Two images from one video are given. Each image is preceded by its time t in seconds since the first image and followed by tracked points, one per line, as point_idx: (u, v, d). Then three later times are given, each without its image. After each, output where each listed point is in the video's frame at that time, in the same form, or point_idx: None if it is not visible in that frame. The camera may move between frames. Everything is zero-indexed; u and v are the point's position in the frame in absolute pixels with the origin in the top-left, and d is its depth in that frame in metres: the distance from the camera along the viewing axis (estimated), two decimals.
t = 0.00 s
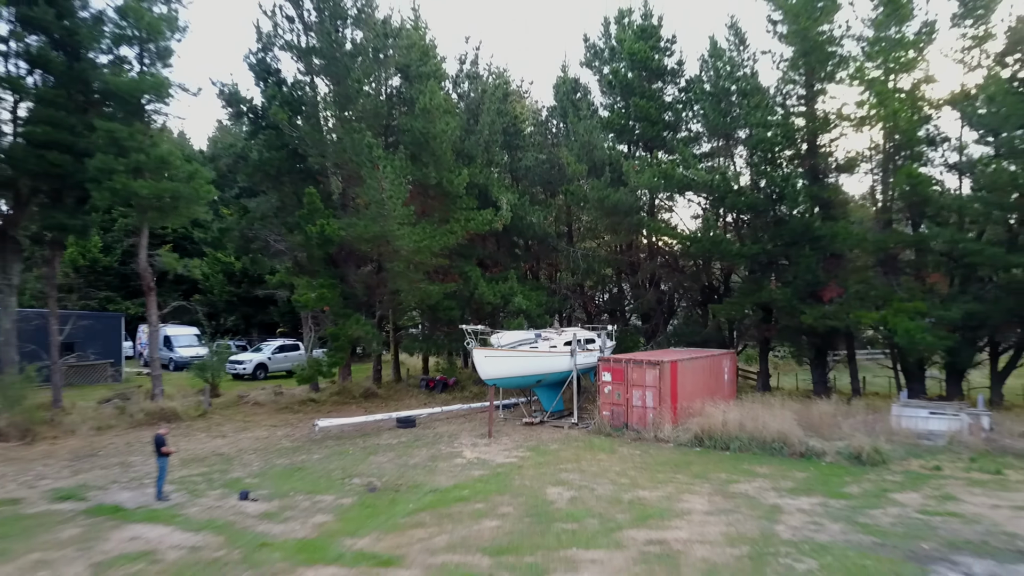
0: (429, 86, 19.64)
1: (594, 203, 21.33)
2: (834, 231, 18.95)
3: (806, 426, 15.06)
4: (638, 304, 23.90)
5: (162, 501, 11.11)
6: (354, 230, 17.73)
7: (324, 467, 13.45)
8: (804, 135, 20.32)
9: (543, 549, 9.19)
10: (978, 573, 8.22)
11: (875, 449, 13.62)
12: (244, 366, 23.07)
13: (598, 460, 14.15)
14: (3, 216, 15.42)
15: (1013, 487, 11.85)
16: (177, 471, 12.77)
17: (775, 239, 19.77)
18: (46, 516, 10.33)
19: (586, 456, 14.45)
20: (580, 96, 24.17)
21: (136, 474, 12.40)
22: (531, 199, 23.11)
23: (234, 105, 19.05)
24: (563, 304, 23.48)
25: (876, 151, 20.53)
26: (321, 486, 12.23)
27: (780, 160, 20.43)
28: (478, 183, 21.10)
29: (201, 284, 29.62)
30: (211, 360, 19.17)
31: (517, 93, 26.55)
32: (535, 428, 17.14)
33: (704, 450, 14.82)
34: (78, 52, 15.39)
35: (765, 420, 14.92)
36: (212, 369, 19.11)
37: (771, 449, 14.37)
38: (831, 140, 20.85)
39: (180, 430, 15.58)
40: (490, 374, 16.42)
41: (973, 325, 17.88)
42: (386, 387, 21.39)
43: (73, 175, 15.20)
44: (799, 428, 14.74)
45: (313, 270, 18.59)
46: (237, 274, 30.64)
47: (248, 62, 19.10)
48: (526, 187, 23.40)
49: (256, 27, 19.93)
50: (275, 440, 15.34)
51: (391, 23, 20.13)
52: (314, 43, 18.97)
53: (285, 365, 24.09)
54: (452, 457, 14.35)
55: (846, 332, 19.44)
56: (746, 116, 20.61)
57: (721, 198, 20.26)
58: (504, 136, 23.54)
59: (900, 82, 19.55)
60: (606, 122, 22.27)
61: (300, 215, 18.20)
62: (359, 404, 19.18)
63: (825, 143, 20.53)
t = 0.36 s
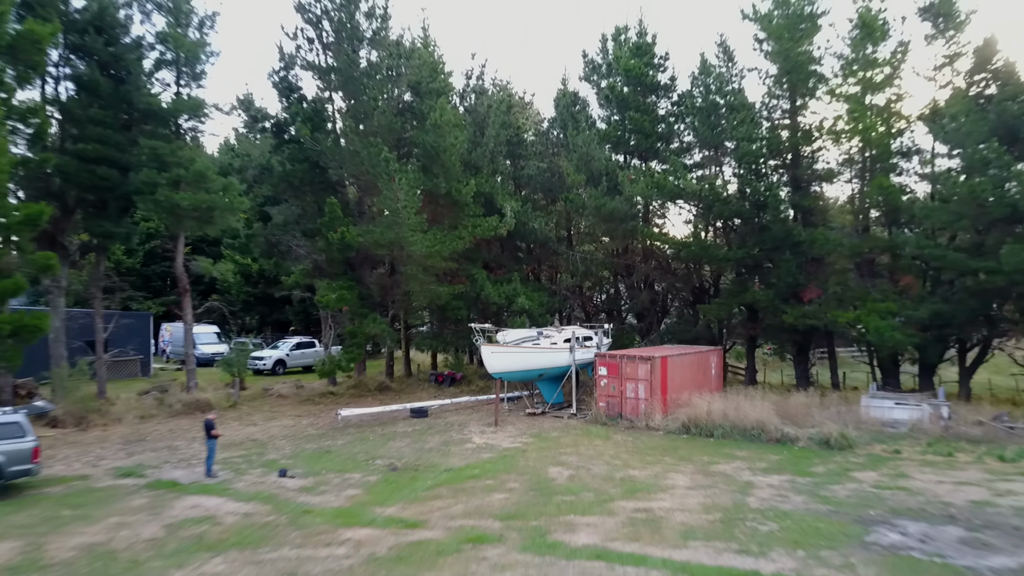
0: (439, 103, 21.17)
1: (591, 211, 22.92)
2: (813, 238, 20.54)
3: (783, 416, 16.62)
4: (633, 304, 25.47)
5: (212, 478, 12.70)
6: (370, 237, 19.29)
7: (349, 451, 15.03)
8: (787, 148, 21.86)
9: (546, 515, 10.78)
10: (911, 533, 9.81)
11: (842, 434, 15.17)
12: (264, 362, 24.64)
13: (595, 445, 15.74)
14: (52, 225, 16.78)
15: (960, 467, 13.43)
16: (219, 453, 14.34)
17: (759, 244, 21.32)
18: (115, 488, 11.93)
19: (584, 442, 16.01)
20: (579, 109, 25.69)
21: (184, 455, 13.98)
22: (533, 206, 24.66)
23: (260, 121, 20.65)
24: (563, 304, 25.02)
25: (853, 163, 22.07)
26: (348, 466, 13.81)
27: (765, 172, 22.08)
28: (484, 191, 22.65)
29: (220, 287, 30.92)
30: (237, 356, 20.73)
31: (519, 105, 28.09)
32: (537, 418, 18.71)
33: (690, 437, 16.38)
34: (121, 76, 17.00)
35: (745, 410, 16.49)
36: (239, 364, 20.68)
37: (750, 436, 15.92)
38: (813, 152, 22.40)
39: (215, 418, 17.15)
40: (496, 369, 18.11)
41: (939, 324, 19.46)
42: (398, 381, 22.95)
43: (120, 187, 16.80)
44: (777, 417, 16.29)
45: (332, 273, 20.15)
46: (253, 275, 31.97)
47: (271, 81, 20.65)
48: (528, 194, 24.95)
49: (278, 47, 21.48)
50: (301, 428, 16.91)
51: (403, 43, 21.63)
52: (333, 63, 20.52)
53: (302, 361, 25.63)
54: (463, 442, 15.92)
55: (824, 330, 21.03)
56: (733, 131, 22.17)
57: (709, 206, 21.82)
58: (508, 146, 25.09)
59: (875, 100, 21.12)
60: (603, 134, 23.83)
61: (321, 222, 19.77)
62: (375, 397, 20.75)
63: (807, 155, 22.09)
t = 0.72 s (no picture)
0: (449, 120, 22.98)
1: (589, 219, 24.75)
2: (792, 245, 22.36)
3: (762, 408, 18.43)
4: (629, 305, 27.30)
5: (257, 458, 14.55)
6: (388, 244, 21.13)
7: (373, 437, 16.87)
8: (771, 161, 23.71)
9: (549, 488, 12.62)
10: (857, 501, 11.64)
11: (813, 423, 16.99)
12: (285, 359, 26.45)
13: (592, 432, 17.58)
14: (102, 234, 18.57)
15: (913, 450, 15.26)
16: (259, 438, 16.17)
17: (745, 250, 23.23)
18: (175, 466, 13.77)
19: (583, 430, 17.84)
20: (579, 123, 27.52)
21: (229, 440, 15.81)
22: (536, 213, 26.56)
23: (286, 138, 22.52)
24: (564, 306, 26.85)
25: (831, 176, 23.91)
26: (374, 449, 15.64)
27: (750, 184, 23.91)
28: (491, 201, 24.53)
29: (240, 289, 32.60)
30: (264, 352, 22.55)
31: (523, 117, 29.89)
32: (540, 409, 20.54)
33: (678, 426, 18.21)
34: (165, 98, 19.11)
35: (727, 401, 18.32)
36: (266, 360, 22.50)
37: (731, 425, 17.74)
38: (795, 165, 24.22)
39: (249, 408, 18.97)
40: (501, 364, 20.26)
41: (908, 324, 21.29)
42: (411, 376, 24.78)
43: (164, 200, 18.61)
44: (756, 408, 18.12)
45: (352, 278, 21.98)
46: (272, 277, 33.65)
47: (296, 100, 22.48)
48: (531, 202, 26.81)
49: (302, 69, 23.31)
50: (327, 417, 18.73)
51: (415, 63, 23.40)
52: (353, 84, 22.36)
53: (320, 358, 27.43)
54: (474, 430, 17.75)
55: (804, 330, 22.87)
56: (721, 145, 24.00)
57: (698, 216, 23.70)
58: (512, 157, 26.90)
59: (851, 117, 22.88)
60: (601, 147, 25.67)
61: (343, 231, 21.62)
62: (391, 390, 22.58)
63: (789, 168, 23.91)
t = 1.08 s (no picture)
0: (459, 135, 24.80)
1: (589, 227, 26.60)
2: (776, 252, 24.20)
3: (746, 401, 20.28)
4: (625, 306, 29.15)
5: (293, 443, 16.42)
6: (404, 251, 23.01)
7: (393, 426, 18.73)
8: (757, 173, 25.56)
9: (553, 468, 14.50)
10: (819, 478, 13.52)
11: (790, 414, 18.85)
12: (304, 356, 28.31)
13: (591, 423, 19.46)
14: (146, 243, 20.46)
15: (876, 436, 17.14)
16: (292, 427, 18.03)
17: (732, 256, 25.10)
18: (224, 450, 15.65)
19: (583, 421, 19.71)
20: (579, 135, 29.34)
21: (266, 429, 17.68)
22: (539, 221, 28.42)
23: (309, 153, 24.39)
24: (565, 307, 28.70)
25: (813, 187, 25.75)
26: (396, 436, 17.52)
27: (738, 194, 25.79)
28: (497, 210, 26.38)
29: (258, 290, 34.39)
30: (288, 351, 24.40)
31: (526, 129, 31.71)
32: (543, 402, 22.40)
33: (669, 417, 20.09)
34: (203, 119, 21.03)
35: (713, 395, 20.18)
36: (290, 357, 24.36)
37: (716, 416, 19.61)
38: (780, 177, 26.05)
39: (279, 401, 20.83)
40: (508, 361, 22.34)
41: (882, 324, 23.14)
42: (423, 373, 26.64)
43: (201, 212, 20.44)
44: (739, 401, 19.98)
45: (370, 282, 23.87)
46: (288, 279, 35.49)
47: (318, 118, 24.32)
48: (534, 210, 28.67)
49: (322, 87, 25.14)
50: (350, 409, 20.60)
51: (427, 82, 25.11)
52: (371, 103, 24.20)
53: (337, 355, 29.28)
54: (484, 420, 19.62)
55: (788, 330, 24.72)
56: (710, 159, 25.84)
57: (689, 224, 25.55)
58: (517, 168, 28.72)
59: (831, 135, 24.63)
60: (599, 159, 27.52)
61: (363, 239, 23.50)
62: (405, 385, 24.44)
63: (775, 179, 25.70)
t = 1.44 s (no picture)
0: (468, 148, 26.50)
1: (589, 234, 28.30)
2: (764, 257, 25.91)
3: (734, 396, 21.96)
4: (624, 307, 30.86)
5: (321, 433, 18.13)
6: (417, 256, 24.71)
7: (410, 418, 20.43)
8: (747, 183, 27.25)
9: (557, 454, 16.20)
10: (794, 462, 15.23)
11: (774, 407, 20.54)
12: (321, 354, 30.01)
13: (591, 415, 21.20)
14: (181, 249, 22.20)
15: (850, 427, 18.86)
16: (318, 418, 19.73)
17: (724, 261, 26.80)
18: (260, 439, 17.36)
19: (583, 414, 21.41)
20: (580, 146, 31.03)
21: (295, 420, 19.38)
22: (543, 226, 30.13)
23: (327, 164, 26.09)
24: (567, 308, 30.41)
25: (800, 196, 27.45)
26: (414, 427, 19.22)
27: (728, 202, 27.50)
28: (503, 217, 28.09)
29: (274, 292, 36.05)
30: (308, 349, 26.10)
31: (530, 139, 33.41)
32: (547, 397, 24.10)
33: (663, 411, 21.78)
34: (232, 135, 22.75)
35: (703, 390, 21.88)
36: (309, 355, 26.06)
37: (706, 410, 21.31)
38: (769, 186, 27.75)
39: (302, 396, 22.53)
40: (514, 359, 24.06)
41: (862, 325, 24.85)
42: (433, 370, 28.35)
43: (231, 221, 22.16)
44: (728, 396, 21.67)
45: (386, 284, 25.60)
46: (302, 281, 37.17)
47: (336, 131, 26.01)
48: (537, 217, 30.35)
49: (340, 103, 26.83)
50: (369, 403, 22.30)
51: (438, 97, 26.78)
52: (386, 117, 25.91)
53: (351, 353, 30.97)
54: (493, 413, 21.33)
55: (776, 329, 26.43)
56: (703, 169, 27.54)
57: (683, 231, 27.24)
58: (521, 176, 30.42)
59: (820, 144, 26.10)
60: (599, 169, 29.22)
61: (379, 245, 25.23)
62: (417, 380, 26.15)
63: (764, 188, 27.39)
